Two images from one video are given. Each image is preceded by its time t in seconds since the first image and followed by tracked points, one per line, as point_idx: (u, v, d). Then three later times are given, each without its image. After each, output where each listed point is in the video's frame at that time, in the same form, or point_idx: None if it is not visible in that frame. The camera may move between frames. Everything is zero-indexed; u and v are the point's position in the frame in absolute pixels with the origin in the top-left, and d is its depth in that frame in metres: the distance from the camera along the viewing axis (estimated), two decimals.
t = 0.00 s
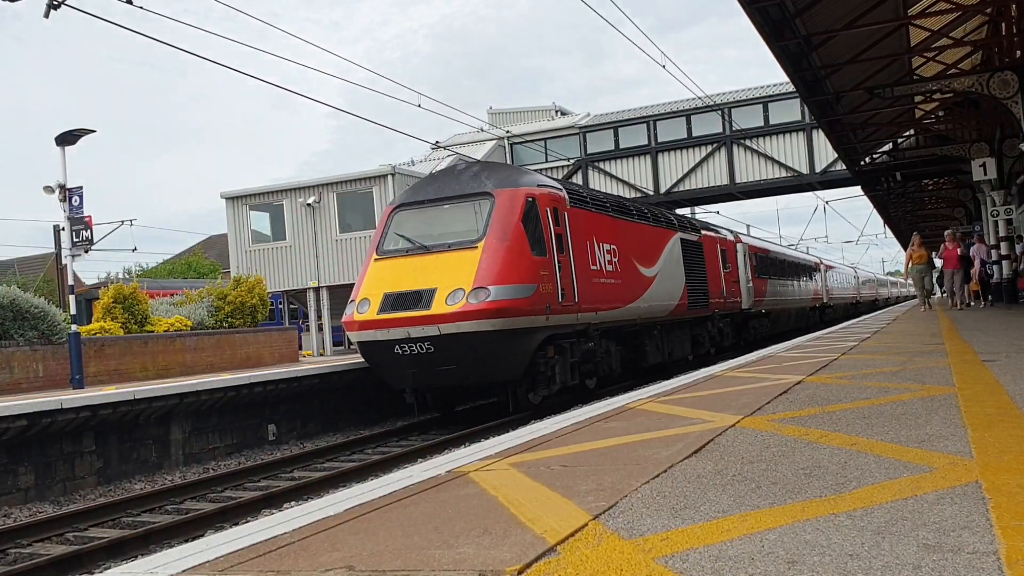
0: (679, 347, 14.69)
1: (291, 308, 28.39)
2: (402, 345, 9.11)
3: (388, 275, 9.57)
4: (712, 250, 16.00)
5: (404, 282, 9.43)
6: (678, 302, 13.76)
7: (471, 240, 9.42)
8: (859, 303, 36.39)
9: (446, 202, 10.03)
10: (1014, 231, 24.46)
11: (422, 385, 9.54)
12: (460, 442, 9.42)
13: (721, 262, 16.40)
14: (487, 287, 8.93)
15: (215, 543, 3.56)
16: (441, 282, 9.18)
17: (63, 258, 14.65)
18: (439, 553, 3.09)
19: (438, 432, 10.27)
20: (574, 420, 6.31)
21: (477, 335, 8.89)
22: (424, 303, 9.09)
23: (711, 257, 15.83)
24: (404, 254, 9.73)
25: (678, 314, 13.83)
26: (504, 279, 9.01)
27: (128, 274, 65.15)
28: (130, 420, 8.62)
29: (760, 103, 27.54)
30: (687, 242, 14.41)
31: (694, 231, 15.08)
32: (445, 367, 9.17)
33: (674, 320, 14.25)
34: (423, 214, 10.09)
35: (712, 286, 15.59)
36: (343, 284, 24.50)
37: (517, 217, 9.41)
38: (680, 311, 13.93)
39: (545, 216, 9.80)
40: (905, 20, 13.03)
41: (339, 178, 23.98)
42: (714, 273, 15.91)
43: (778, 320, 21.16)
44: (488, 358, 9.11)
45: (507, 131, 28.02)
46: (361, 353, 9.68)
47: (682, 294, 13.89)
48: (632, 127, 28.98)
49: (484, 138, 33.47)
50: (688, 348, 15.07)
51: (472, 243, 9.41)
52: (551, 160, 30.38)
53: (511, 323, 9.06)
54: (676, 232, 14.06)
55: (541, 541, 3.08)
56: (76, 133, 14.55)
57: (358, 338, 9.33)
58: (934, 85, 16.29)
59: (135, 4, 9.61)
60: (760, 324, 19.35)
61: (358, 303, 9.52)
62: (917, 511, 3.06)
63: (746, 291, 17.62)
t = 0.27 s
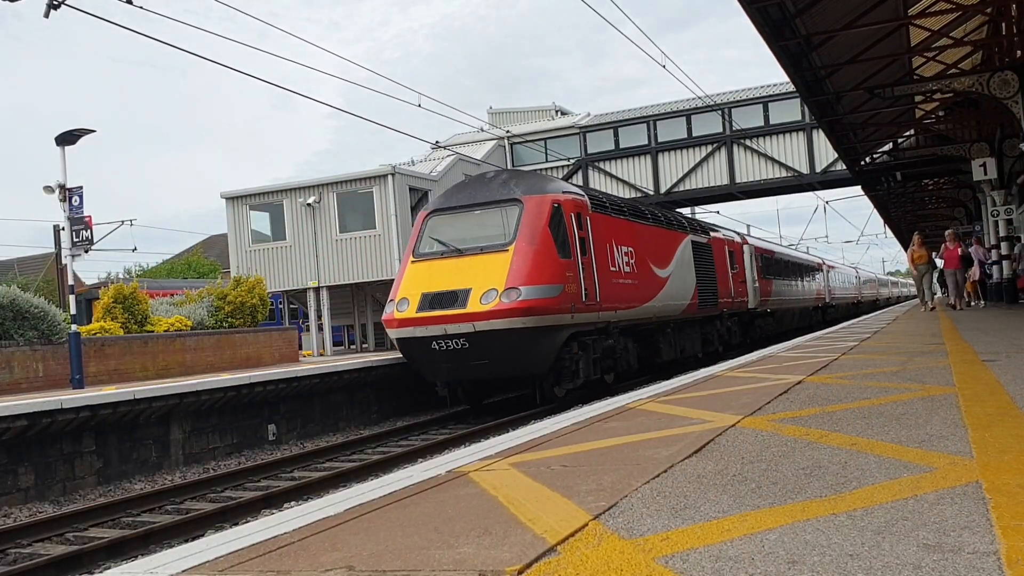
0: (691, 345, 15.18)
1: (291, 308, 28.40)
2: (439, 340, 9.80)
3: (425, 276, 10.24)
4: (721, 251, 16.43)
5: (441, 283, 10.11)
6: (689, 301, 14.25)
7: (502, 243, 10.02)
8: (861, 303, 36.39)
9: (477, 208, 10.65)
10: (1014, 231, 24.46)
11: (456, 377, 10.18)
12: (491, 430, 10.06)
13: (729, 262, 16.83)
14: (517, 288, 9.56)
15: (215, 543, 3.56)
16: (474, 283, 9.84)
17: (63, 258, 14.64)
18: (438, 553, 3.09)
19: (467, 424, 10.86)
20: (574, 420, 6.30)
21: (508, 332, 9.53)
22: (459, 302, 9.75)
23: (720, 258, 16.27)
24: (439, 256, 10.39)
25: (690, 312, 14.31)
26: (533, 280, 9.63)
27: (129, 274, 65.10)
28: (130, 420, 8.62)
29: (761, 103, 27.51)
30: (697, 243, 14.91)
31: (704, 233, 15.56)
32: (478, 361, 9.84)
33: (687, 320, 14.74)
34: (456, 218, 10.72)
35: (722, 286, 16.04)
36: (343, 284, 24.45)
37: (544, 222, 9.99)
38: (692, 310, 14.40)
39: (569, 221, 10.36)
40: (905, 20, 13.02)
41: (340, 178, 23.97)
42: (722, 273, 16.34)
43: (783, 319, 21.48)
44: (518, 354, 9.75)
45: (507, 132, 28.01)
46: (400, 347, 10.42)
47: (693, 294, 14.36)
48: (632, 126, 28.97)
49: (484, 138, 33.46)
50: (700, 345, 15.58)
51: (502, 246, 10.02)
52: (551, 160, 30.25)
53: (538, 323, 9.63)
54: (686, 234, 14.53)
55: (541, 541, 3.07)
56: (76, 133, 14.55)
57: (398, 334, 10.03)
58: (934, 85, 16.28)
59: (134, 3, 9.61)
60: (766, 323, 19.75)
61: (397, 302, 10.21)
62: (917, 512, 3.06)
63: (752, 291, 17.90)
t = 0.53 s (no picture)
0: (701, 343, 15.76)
1: (291, 308, 28.39)
2: (472, 337, 10.35)
3: (456, 277, 10.77)
4: (728, 253, 16.92)
5: (472, 283, 10.65)
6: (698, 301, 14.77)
7: (530, 246, 10.61)
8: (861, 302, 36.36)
9: (505, 213, 11.19)
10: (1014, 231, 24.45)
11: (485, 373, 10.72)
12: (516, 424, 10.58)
13: (735, 264, 17.26)
14: (546, 288, 10.18)
15: (216, 542, 3.56)
16: (505, 283, 10.42)
17: (63, 258, 14.64)
18: (439, 553, 3.09)
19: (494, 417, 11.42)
20: (574, 420, 6.30)
21: (538, 329, 10.13)
22: (491, 301, 10.33)
23: (726, 260, 16.77)
24: (469, 258, 10.91)
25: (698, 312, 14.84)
26: (560, 280, 10.26)
27: (129, 274, 65.05)
28: (130, 420, 8.62)
29: (761, 103, 27.49)
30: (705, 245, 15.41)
31: (712, 235, 16.07)
32: (507, 356, 10.39)
33: (698, 318, 15.31)
34: (483, 222, 11.24)
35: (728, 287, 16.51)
36: (343, 284, 24.43)
37: (569, 226, 10.61)
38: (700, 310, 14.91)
39: (591, 225, 10.99)
40: (906, 20, 13.02)
41: (340, 178, 23.97)
42: (728, 274, 16.81)
43: (787, 319, 21.83)
44: (546, 350, 10.37)
45: (507, 132, 28.02)
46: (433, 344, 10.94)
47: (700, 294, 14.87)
48: (632, 126, 28.97)
49: (484, 138, 33.47)
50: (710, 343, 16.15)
51: (530, 249, 10.62)
52: (551, 160, 30.18)
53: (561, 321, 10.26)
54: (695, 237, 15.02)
55: (541, 541, 3.07)
56: (76, 133, 14.56)
57: (432, 332, 10.56)
58: (934, 85, 16.29)
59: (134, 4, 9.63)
60: (771, 322, 20.23)
61: (431, 302, 10.73)
62: (917, 512, 3.06)
63: (758, 291, 18.49)
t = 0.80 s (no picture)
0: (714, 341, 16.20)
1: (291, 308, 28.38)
2: (501, 334, 10.95)
3: (485, 278, 11.37)
4: (736, 254, 17.25)
5: (500, 284, 11.26)
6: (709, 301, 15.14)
7: (553, 249, 11.19)
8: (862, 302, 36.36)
9: (530, 218, 11.77)
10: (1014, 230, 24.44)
11: (511, 367, 11.31)
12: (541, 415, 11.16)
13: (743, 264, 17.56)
14: (571, 288, 10.78)
15: (215, 543, 3.55)
16: (532, 284, 11.02)
17: (63, 258, 14.63)
18: (439, 553, 3.09)
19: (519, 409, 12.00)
20: (574, 420, 6.30)
21: (564, 326, 10.73)
22: (519, 300, 10.94)
23: (735, 260, 17.11)
24: (497, 260, 11.51)
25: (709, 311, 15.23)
26: (583, 281, 10.85)
27: (129, 274, 64.97)
28: (130, 421, 8.62)
29: (761, 103, 27.47)
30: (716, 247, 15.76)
31: (721, 237, 16.44)
32: (534, 352, 10.98)
33: (711, 317, 15.77)
34: (510, 227, 11.83)
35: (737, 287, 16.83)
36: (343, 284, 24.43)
37: (591, 230, 11.19)
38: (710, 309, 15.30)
39: (612, 228, 11.56)
40: (906, 20, 13.02)
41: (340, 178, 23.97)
42: (737, 274, 17.13)
43: (791, 318, 22.11)
44: (571, 346, 10.94)
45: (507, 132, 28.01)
46: (464, 341, 11.55)
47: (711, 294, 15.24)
48: (632, 126, 28.97)
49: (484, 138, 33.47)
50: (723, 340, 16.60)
51: (554, 252, 11.21)
52: (551, 160, 30.14)
53: (584, 319, 10.84)
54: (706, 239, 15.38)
55: (541, 541, 3.07)
56: (76, 133, 14.55)
57: (463, 330, 11.18)
58: (934, 85, 16.29)
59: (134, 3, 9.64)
60: (777, 320, 20.55)
61: (463, 301, 11.34)
62: (916, 512, 3.06)
63: (765, 291, 18.79)
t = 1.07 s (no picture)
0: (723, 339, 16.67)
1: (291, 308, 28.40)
2: (526, 332, 11.61)
3: (512, 279, 12.01)
4: (743, 255, 17.59)
5: (526, 284, 11.90)
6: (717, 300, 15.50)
7: (576, 251, 11.79)
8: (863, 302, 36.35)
9: (553, 222, 12.39)
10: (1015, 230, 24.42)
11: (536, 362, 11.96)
12: (565, 408, 11.86)
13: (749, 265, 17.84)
14: (592, 288, 11.39)
15: (216, 543, 3.55)
16: (556, 284, 11.64)
17: (63, 258, 14.62)
18: (439, 553, 3.09)
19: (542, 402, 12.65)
20: (574, 420, 6.30)
21: (587, 324, 11.35)
22: (543, 300, 11.57)
23: (742, 261, 17.45)
24: (523, 262, 12.15)
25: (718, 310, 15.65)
26: (605, 282, 11.46)
27: (129, 274, 64.96)
28: (130, 421, 8.62)
29: (761, 103, 27.46)
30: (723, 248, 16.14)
31: (729, 239, 16.83)
32: (558, 348, 11.63)
33: (721, 315, 16.24)
34: (534, 230, 12.46)
35: (744, 286, 17.13)
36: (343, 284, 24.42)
37: (611, 233, 11.77)
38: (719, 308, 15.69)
39: (630, 232, 12.13)
40: (906, 19, 13.02)
41: (340, 178, 23.98)
42: (744, 274, 17.47)
43: (795, 318, 22.40)
44: (593, 343, 11.59)
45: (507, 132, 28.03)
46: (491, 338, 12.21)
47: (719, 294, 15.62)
48: (632, 126, 28.97)
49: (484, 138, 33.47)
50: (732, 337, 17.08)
51: (576, 254, 11.81)
52: (551, 160, 30.14)
53: (605, 318, 11.47)
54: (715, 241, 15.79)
55: (541, 541, 3.07)
56: (76, 133, 14.56)
57: (491, 327, 11.84)
58: (934, 85, 16.29)
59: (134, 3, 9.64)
60: (781, 320, 20.89)
61: (490, 300, 11.98)
62: (917, 512, 3.06)
63: (770, 290, 19.06)
